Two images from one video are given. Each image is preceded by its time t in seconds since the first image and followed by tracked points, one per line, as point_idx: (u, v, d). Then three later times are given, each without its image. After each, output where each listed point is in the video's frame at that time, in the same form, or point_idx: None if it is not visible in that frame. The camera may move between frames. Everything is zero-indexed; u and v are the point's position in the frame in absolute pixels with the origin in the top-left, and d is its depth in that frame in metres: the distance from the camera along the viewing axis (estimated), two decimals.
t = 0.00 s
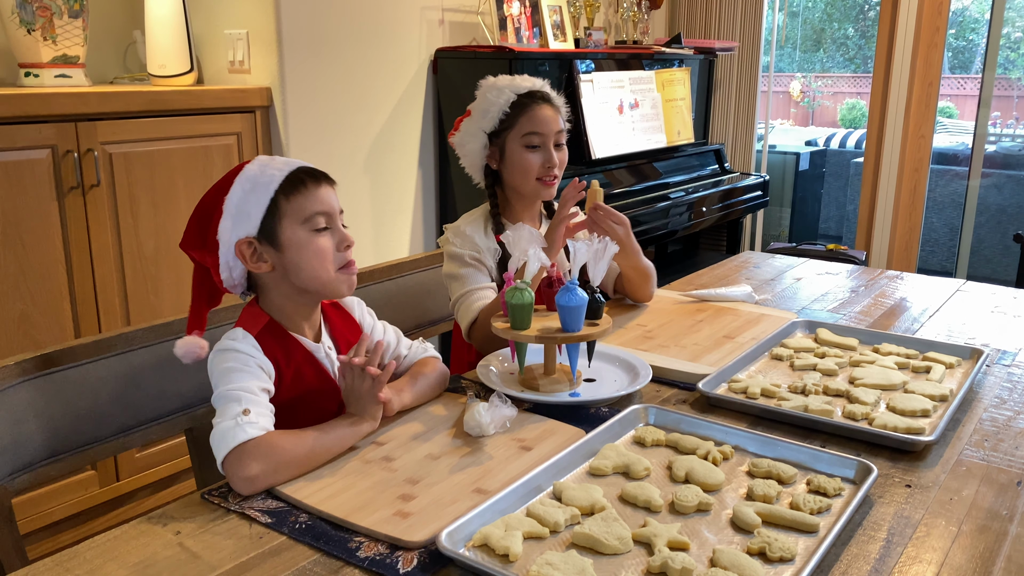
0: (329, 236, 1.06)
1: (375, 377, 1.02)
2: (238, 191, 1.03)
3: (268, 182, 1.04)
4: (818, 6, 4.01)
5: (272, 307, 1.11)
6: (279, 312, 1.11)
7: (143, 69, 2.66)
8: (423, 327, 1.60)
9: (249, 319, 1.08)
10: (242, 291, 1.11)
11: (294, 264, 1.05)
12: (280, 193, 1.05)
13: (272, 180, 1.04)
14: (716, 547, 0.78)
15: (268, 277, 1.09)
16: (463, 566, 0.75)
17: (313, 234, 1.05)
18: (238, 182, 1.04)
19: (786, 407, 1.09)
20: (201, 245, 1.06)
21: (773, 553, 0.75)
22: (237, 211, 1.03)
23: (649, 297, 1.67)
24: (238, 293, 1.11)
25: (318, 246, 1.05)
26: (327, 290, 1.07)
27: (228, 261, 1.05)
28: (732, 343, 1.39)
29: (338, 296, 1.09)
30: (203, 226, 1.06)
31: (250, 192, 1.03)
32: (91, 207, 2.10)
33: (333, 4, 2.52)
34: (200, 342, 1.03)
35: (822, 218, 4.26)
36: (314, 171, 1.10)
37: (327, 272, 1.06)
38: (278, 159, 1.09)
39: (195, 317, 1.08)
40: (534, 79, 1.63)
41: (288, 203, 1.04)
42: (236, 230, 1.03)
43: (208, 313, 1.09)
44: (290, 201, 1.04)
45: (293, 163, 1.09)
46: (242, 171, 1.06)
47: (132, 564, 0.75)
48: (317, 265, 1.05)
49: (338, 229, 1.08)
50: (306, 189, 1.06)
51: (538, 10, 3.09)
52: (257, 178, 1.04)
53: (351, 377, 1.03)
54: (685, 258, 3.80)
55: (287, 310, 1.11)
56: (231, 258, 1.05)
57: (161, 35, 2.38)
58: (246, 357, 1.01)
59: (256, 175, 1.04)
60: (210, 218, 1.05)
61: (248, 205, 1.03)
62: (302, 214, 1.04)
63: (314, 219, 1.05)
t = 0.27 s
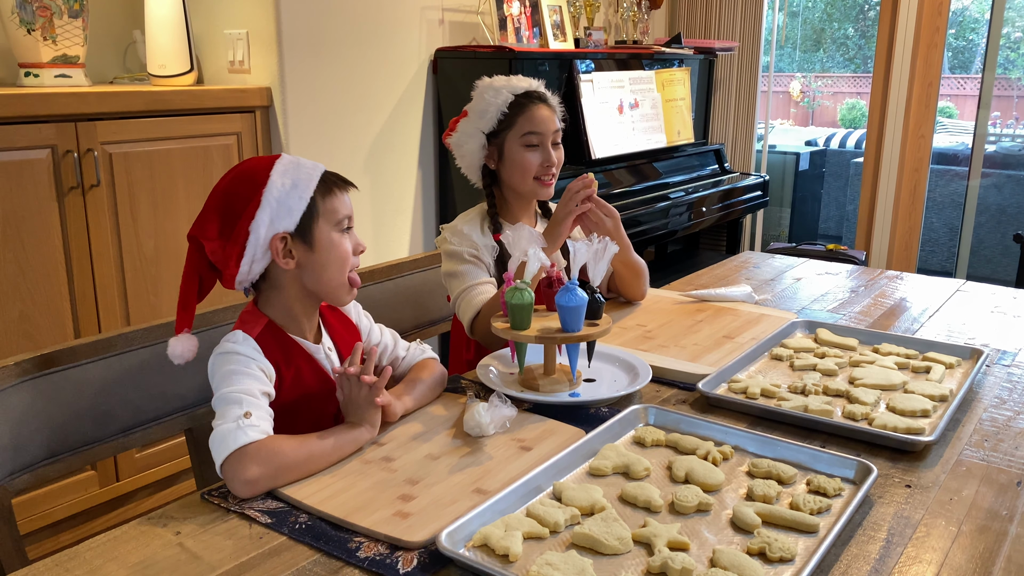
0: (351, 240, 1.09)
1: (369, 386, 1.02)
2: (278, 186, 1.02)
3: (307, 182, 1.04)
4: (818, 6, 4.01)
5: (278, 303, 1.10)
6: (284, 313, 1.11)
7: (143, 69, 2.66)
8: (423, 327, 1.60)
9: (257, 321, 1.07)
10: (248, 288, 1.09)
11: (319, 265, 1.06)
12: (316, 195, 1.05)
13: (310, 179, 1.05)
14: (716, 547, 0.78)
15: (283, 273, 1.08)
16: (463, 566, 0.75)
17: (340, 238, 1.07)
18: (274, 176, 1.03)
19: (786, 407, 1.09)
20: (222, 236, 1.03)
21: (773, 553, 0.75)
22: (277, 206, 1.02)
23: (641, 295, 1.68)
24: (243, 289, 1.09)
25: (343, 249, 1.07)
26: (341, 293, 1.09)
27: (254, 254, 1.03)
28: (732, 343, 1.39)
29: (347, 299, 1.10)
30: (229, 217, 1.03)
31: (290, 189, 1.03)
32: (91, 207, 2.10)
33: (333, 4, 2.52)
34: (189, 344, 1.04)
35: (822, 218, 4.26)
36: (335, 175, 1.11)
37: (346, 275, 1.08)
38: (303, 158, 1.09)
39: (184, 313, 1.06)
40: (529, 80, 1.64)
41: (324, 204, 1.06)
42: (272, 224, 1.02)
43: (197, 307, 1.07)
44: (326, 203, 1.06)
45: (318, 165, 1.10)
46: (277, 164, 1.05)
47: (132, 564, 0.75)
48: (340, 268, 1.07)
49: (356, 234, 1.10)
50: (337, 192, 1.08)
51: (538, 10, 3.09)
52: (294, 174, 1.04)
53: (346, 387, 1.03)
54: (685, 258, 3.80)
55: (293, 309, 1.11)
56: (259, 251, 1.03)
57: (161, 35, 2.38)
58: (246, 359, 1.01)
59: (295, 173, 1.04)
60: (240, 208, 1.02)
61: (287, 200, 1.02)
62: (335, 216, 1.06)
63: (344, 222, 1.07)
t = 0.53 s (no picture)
0: (346, 242, 1.12)
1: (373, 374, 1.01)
2: (289, 187, 1.03)
3: (313, 184, 1.06)
4: (818, 6, 4.01)
5: (272, 300, 1.10)
6: (281, 310, 1.11)
7: (143, 69, 2.66)
8: (423, 327, 1.60)
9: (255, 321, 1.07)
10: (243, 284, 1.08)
11: (320, 265, 1.08)
12: (321, 198, 1.07)
13: (317, 181, 1.06)
14: (716, 547, 0.78)
15: (282, 272, 1.09)
16: (463, 566, 0.75)
17: (338, 240, 1.10)
18: (285, 175, 1.03)
19: (786, 407, 1.09)
20: (226, 233, 1.01)
21: (773, 553, 0.75)
22: (288, 207, 1.02)
23: (642, 293, 1.69)
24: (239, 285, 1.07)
25: (341, 251, 1.10)
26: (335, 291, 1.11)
27: (261, 253, 1.03)
28: (732, 343, 1.39)
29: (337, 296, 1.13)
30: (236, 213, 1.01)
31: (300, 191, 1.04)
32: (91, 207, 2.10)
33: (332, 4, 2.52)
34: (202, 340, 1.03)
35: (822, 218, 4.26)
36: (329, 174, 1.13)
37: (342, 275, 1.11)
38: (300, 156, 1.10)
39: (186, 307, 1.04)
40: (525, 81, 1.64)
41: (327, 207, 1.08)
42: (284, 225, 1.03)
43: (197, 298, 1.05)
44: (329, 206, 1.08)
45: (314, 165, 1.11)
46: (284, 162, 1.04)
47: (132, 564, 0.75)
48: (338, 269, 1.10)
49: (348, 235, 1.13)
50: (337, 195, 1.10)
51: (538, 10, 3.09)
52: (302, 175, 1.05)
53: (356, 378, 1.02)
54: (685, 258, 3.80)
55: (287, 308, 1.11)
56: (266, 250, 1.03)
57: (161, 35, 2.38)
58: (241, 361, 1.01)
59: (303, 174, 1.05)
60: (246, 205, 1.01)
61: (298, 201, 1.03)
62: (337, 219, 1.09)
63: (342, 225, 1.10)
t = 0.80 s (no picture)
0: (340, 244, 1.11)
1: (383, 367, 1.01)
2: (283, 189, 1.03)
3: (309, 187, 1.06)
4: (818, 6, 4.01)
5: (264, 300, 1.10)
6: (274, 311, 1.11)
7: (143, 69, 2.66)
8: (423, 327, 1.60)
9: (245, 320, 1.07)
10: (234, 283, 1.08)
11: (312, 268, 1.08)
12: (315, 202, 1.07)
13: (312, 184, 1.06)
14: (715, 547, 0.78)
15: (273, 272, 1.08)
16: (463, 566, 0.75)
17: (333, 243, 1.09)
18: (280, 176, 1.03)
19: (786, 407, 1.09)
20: (218, 231, 1.01)
21: (773, 553, 0.75)
22: (282, 209, 1.02)
23: (643, 292, 1.71)
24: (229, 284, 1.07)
25: (334, 254, 1.10)
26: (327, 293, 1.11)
27: (251, 253, 1.03)
28: (732, 343, 1.39)
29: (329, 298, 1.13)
30: (228, 213, 1.02)
31: (294, 193, 1.04)
32: (91, 207, 2.10)
33: (332, 4, 2.52)
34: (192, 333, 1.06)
35: (822, 218, 4.26)
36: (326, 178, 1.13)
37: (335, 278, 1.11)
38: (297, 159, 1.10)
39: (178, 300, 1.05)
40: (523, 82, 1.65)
41: (321, 211, 1.08)
42: (275, 227, 1.03)
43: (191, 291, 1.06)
44: (324, 210, 1.08)
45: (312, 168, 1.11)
46: (280, 164, 1.05)
47: (132, 564, 0.75)
48: (331, 272, 1.09)
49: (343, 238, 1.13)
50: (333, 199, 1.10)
51: (538, 10, 3.09)
52: (298, 178, 1.05)
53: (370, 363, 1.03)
54: (685, 258, 3.80)
55: (279, 309, 1.11)
56: (256, 251, 1.03)
57: (161, 35, 2.38)
58: (237, 358, 1.01)
59: (298, 176, 1.05)
60: (238, 205, 1.01)
61: (291, 203, 1.03)
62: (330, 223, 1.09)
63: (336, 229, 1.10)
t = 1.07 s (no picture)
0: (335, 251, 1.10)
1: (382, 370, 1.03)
2: (280, 189, 1.02)
3: (308, 191, 1.05)
4: (818, 6, 4.01)
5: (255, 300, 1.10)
6: (268, 312, 1.10)
7: (143, 69, 2.66)
8: (423, 327, 1.60)
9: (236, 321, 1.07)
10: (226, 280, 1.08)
11: (302, 271, 1.06)
12: (312, 207, 1.07)
13: (310, 189, 1.06)
14: (715, 547, 0.78)
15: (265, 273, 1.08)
16: (463, 566, 0.75)
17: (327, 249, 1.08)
18: (278, 177, 1.03)
19: (786, 407, 1.09)
20: (212, 226, 1.02)
21: (773, 553, 0.75)
22: (277, 208, 1.02)
23: (650, 288, 1.73)
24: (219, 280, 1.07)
25: (328, 260, 1.08)
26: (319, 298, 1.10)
27: (241, 248, 1.02)
28: (732, 343, 1.39)
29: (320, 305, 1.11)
30: (222, 209, 1.02)
31: (292, 195, 1.04)
32: (91, 207, 2.10)
33: (333, 4, 2.52)
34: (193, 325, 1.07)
35: (822, 218, 4.26)
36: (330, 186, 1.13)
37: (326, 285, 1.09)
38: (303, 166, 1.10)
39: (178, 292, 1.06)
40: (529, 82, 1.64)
41: (317, 215, 1.07)
42: (268, 225, 1.02)
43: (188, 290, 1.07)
44: (320, 216, 1.07)
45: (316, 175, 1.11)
46: (282, 165, 1.05)
47: (132, 564, 0.75)
48: (322, 277, 1.08)
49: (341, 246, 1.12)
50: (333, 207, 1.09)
51: (538, 10, 3.09)
52: (296, 182, 1.05)
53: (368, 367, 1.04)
54: (685, 258, 3.80)
55: (271, 310, 1.10)
56: (247, 247, 1.03)
57: (161, 35, 2.38)
58: (242, 362, 1.01)
59: (298, 179, 1.05)
60: (233, 201, 1.02)
61: (287, 203, 1.03)
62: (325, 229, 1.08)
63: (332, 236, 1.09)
